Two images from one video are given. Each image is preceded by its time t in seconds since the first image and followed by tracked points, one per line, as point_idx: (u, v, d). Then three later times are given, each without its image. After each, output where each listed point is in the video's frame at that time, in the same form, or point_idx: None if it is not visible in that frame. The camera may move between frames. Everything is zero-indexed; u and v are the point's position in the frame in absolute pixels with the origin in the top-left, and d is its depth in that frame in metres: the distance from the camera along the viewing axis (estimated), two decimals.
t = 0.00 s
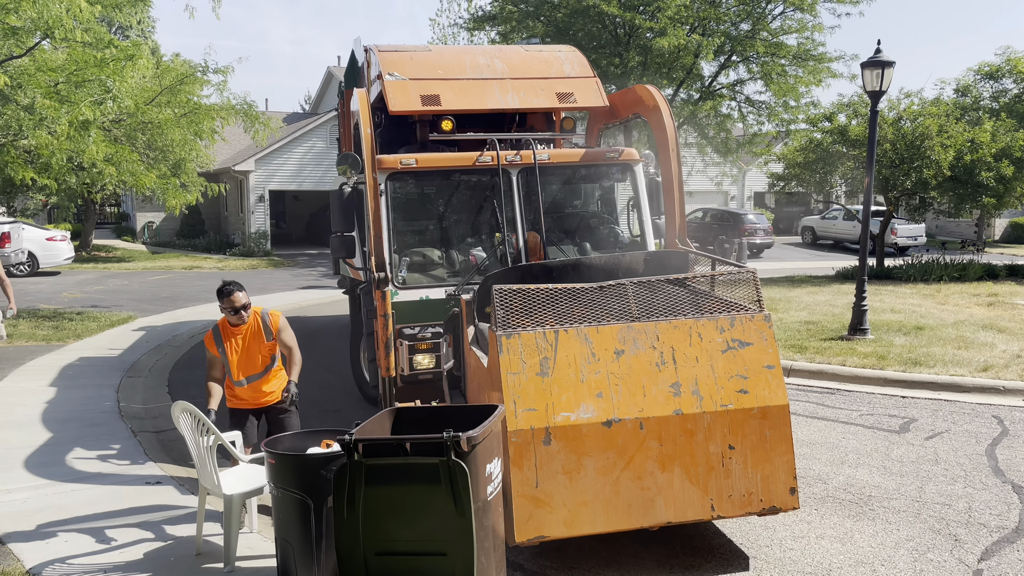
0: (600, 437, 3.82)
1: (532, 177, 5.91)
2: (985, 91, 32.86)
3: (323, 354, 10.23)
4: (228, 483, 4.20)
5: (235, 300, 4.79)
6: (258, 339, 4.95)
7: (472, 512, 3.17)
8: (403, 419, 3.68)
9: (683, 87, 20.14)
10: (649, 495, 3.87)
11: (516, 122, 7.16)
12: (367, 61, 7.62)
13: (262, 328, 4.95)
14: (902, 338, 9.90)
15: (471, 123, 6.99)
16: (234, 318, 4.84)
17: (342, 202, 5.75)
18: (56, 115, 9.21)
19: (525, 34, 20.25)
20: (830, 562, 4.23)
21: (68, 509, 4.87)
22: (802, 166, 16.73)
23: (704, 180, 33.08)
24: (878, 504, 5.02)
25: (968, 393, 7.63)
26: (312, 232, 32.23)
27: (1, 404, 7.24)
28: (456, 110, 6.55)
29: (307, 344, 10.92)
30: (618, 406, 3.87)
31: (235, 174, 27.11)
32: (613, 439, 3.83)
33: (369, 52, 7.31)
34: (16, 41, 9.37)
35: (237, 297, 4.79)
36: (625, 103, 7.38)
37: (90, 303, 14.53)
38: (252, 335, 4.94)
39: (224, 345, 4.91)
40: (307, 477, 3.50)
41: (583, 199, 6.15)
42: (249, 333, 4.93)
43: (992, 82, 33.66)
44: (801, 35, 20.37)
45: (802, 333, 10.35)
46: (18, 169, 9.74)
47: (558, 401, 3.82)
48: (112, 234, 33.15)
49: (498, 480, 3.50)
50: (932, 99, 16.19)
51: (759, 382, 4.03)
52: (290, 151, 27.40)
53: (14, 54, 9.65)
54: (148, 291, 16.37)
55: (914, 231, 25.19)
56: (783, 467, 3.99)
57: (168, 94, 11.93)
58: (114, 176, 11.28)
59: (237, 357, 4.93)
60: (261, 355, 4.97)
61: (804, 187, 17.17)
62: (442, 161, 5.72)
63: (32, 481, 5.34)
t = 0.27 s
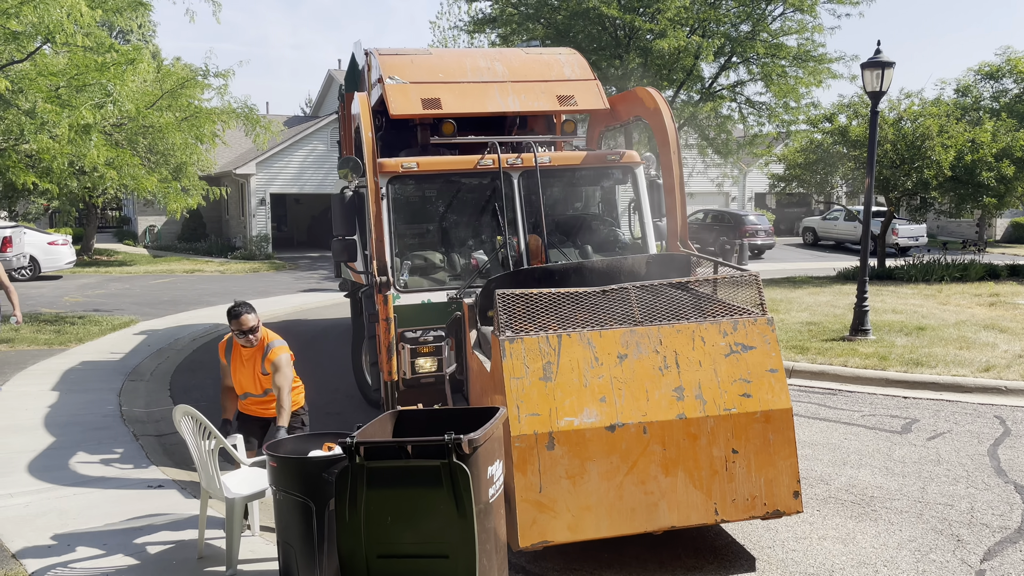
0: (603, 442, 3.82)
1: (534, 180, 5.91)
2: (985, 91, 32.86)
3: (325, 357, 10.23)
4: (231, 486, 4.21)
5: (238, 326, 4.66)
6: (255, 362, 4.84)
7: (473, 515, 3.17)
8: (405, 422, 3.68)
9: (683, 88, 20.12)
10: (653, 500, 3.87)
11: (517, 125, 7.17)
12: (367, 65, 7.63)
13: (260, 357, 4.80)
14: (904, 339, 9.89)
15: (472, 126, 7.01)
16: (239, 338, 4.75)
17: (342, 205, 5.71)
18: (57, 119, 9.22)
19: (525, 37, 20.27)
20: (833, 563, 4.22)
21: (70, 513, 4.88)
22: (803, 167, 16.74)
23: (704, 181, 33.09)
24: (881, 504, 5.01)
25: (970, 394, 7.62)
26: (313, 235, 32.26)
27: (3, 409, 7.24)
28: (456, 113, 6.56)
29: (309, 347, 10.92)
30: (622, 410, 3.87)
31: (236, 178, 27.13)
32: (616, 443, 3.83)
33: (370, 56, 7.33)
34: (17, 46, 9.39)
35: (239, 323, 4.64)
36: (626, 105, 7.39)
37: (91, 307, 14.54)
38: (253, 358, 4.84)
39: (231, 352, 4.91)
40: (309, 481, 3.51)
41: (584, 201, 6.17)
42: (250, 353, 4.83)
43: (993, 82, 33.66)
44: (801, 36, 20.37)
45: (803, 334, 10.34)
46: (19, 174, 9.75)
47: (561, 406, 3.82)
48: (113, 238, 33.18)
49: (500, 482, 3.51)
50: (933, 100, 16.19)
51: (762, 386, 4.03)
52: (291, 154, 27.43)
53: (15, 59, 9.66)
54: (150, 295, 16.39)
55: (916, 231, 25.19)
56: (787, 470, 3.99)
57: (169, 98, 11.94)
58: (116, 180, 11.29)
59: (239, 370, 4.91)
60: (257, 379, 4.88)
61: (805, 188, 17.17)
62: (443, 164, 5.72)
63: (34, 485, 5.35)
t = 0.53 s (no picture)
0: (602, 445, 3.82)
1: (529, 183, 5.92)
2: (984, 91, 32.89)
3: (325, 360, 10.23)
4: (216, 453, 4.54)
5: (272, 320, 4.69)
6: (284, 360, 4.83)
7: (474, 518, 3.16)
8: (405, 425, 3.68)
9: (682, 90, 20.10)
10: (652, 502, 3.87)
11: (516, 127, 7.17)
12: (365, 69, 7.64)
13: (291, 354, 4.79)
14: (904, 340, 9.89)
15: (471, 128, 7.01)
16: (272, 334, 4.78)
17: (342, 209, 5.76)
18: (56, 123, 9.23)
19: (523, 40, 20.31)
20: (833, 564, 4.22)
21: (71, 517, 4.88)
22: (802, 168, 16.76)
23: (704, 183, 33.12)
24: (881, 505, 5.01)
25: (970, 394, 7.62)
26: (313, 238, 32.27)
27: (3, 414, 7.24)
28: (455, 116, 6.56)
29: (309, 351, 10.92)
30: (621, 412, 3.87)
31: (236, 181, 27.15)
32: (615, 445, 3.83)
33: (367, 59, 7.31)
34: (16, 51, 9.39)
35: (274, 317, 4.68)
36: (624, 107, 7.39)
37: (92, 312, 14.54)
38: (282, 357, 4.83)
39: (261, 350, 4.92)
40: (310, 484, 3.51)
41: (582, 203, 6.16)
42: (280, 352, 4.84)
43: (991, 82, 33.68)
44: (800, 37, 20.39)
45: (804, 335, 10.34)
46: (19, 179, 9.75)
47: (560, 408, 3.82)
48: (113, 243, 33.20)
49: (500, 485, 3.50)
50: (932, 100, 16.20)
51: (761, 387, 4.03)
52: (291, 158, 27.45)
53: (14, 64, 9.67)
54: (150, 299, 16.39)
55: (915, 231, 25.20)
56: (786, 471, 3.99)
57: (168, 102, 11.96)
58: (115, 184, 11.29)
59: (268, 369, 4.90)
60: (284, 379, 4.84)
61: (804, 190, 17.17)
62: (442, 167, 5.72)
63: (34, 490, 5.35)
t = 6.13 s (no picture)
0: (601, 482, 3.80)
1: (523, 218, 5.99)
2: (971, 123, 33.34)
3: (321, 398, 10.18)
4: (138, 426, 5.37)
5: (400, 325, 4.21)
6: (402, 379, 4.24)
7: (471, 559, 3.14)
8: (402, 464, 3.66)
9: (674, 125, 20.33)
10: (653, 538, 3.84)
11: (510, 164, 7.25)
12: (360, 109, 7.74)
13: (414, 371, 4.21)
14: (900, 370, 9.90)
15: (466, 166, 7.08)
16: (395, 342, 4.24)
17: (337, 246, 5.87)
18: (52, 166, 9.31)
19: (516, 78, 20.59)
20: None
21: (63, 562, 4.81)
22: (794, 201, 16.91)
23: (697, 216, 33.35)
24: (882, 538, 4.98)
25: (968, 424, 7.61)
26: (309, 276, 32.31)
27: None
28: (450, 155, 6.62)
29: (305, 389, 10.88)
30: (618, 448, 3.86)
31: (232, 220, 27.26)
32: (613, 481, 3.82)
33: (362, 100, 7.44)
34: (14, 96, 9.51)
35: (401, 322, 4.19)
36: (615, 144, 7.50)
37: (86, 353, 14.49)
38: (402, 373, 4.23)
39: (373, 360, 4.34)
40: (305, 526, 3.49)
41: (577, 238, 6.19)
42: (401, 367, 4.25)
43: (978, 114, 34.16)
44: (788, 72, 20.71)
45: (800, 367, 10.35)
46: (15, 221, 9.80)
47: (557, 445, 3.81)
48: (109, 283, 33.19)
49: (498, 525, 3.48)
50: (920, 132, 16.42)
51: (758, 421, 4.03)
52: (286, 197, 27.60)
53: (12, 108, 9.78)
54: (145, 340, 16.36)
55: (908, 262, 25.35)
56: (785, 506, 3.98)
57: (164, 144, 12.08)
58: (111, 226, 11.33)
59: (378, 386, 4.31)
60: (397, 402, 4.23)
61: (796, 222, 17.30)
62: (437, 206, 5.78)
63: (27, 535, 5.29)
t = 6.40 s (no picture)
0: (599, 485, 3.79)
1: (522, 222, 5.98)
2: (969, 126, 33.39)
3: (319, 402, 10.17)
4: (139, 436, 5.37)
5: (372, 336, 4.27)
6: (382, 388, 4.30)
7: (469, 563, 3.13)
8: (399, 468, 3.66)
9: (672, 128, 20.33)
10: (651, 542, 3.83)
11: (508, 167, 7.25)
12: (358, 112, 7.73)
13: (395, 376, 4.30)
14: (899, 373, 9.90)
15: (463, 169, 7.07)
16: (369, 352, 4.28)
17: (335, 250, 5.82)
18: (49, 170, 9.31)
19: (514, 82, 20.61)
20: None
21: (60, 568, 4.79)
22: (792, 204, 16.92)
23: (696, 219, 33.37)
24: (880, 541, 4.97)
25: (966, 427, 7.61)
26: (307, 279, 32.29)
27: None
28: (447, 158, 6.62)
29: (303, 393, 10.86)
30: (616, 451, 3.85)
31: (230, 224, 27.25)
32: (611, 485, 3.81)
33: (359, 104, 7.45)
34: (11, 100, 9.51)
35: (373, 331, 4.24)
36: (613, 147, 7.49)
37: (85, 357, 14.48)
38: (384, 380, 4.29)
39: (347, 379, 4.29)
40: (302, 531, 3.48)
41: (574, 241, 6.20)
42: (377, 375, 4.29)
43: (976, 116, 34.22)
44: (785, 75, 20.74)
45: (799, 370, 10.35)
46: (12, 225, 9.79)
47: (555, 448, 3.80)
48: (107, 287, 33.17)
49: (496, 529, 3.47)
50: (918, 135, 16.44)
51: (756, 424, 4.03)
52: (285, 200, 27.62)
53: (9, 112, 9.80)
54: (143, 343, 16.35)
55: (907, 264, 25.37)
56: (784, 509, 3.97)
57: (162, 148, 12.09)
58: (109, 230, 11.32)
59: (358, 401, 4.29)
60: (388, 409, 4.29)
61: (794, 225, 17.31)
62: (434, 209, 5.78)
63: (25, 540, 5.27)
